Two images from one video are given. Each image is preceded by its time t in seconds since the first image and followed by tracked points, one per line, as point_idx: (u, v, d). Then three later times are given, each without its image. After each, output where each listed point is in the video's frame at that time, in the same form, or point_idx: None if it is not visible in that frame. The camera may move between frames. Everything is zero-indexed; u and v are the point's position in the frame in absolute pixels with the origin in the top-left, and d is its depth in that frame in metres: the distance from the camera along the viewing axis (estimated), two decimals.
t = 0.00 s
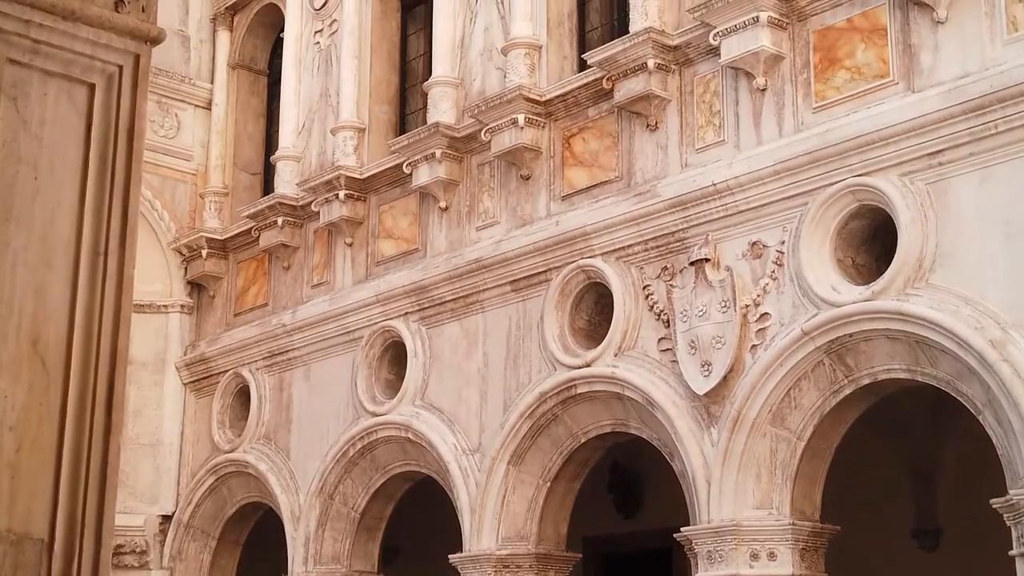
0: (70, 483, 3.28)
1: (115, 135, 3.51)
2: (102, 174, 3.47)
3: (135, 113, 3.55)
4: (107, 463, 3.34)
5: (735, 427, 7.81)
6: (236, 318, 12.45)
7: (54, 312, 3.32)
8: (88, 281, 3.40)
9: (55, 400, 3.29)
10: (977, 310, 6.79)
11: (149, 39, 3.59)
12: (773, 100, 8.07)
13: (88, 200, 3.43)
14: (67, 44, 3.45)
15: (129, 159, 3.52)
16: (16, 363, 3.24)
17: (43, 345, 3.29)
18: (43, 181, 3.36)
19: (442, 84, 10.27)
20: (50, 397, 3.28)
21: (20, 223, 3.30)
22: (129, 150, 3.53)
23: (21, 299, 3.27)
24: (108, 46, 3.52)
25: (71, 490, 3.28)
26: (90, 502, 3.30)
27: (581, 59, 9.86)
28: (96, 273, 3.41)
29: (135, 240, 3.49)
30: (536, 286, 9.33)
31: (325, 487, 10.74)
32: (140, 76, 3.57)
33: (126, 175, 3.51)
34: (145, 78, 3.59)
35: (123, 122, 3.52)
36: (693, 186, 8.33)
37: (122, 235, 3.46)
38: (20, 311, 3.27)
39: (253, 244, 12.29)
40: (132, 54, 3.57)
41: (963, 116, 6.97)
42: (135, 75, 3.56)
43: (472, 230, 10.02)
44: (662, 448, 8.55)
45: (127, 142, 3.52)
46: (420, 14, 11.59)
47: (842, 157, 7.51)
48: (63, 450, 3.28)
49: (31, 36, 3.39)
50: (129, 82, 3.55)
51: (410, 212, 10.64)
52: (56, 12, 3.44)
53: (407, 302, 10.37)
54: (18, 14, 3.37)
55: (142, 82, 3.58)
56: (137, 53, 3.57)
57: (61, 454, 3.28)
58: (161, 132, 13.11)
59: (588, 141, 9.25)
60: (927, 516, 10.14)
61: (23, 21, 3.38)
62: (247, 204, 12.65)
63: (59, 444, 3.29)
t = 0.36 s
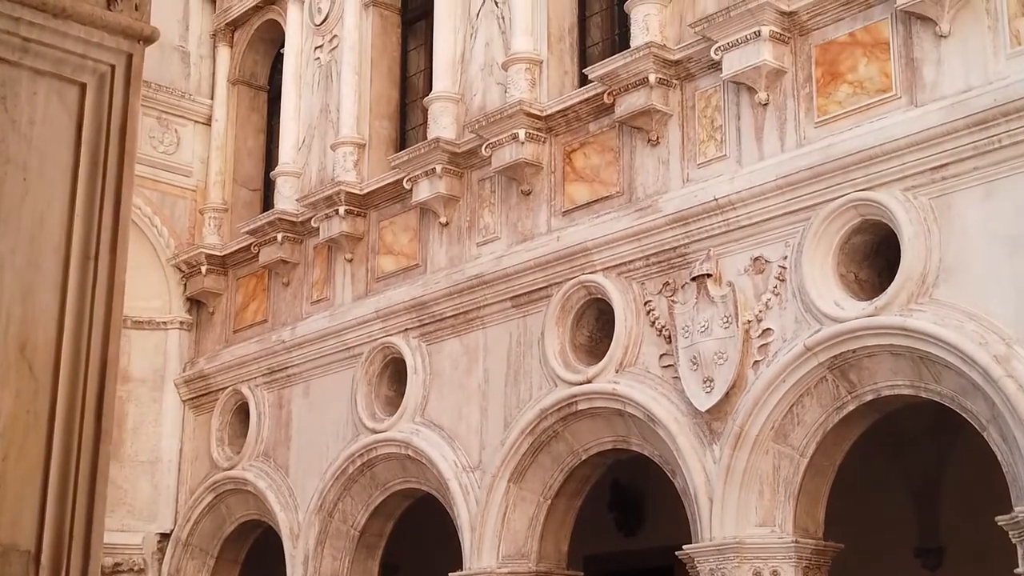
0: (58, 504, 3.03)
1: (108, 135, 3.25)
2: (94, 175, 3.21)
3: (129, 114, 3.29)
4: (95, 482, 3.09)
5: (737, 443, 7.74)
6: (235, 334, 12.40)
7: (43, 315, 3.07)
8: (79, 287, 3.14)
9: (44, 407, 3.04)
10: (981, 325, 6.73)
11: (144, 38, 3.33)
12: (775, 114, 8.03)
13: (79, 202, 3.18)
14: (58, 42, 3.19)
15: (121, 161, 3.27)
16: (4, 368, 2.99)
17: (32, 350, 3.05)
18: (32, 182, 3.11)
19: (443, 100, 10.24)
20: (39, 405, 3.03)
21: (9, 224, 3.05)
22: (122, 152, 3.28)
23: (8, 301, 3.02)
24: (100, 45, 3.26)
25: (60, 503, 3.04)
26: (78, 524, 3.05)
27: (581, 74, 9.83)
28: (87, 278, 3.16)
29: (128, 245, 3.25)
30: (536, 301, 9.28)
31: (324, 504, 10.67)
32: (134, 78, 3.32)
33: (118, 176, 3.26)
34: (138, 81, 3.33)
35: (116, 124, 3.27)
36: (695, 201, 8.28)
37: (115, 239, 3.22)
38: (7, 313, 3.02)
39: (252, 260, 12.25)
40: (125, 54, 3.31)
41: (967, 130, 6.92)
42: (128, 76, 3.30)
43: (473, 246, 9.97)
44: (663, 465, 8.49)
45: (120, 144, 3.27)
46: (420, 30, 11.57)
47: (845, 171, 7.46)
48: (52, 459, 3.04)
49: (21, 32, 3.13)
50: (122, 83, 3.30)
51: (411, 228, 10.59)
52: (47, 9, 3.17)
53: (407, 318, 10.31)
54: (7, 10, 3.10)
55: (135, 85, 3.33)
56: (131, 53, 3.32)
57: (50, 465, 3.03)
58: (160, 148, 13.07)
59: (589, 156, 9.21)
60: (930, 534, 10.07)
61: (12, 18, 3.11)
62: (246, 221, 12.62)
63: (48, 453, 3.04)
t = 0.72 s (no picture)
0: (47, 508, 2.99)
1: (100, 131, 3.22)
2: (86, 172, 3.18)
3: (121, 110, 3.27)
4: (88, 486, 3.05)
5: (741, 455, 7.68)
6: (235, 346, 12.35)
7: (33, 317, 3.04)
8: (69, 288, 3.11)
9: (34, 411, 3.01)
10: (987, 336, 6.68)
11: (137, 32, 3.30)
12: (778, 124, 7.99)
13: (70, 201, 3.15)
14: (49, 35, 3.16)
15: (115, 158, 3.23)
16: None
17: (22, 352, 3.01)
18: (22, 180, 3.07)
19: (444, 110, 10.21)
20: (29, 408, 3.00)
21: None
22: (116, 148, 3.25)
23: None
24: (93, 38, 3.24)
25: (50, 508, 3.00)
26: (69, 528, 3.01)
27: (583, 85, 9.79)
28: (79, 279, 3.12)
29: (121, 243, 3.22)
30: (538, 313, 9.23)
31: (324, 517, 10.61)
32: (127, 73, 3.29)
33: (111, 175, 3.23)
34: (132, 75, 3.31)
35: (109, 119, 3.24)
36: (697, 212, 8.23)
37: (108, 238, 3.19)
38: None
39: (252, 272, 12.21)
40: (119, 47, 3.28)
41: (972, 139, 6.87)
42: (121, 71, 3.28)
43: (474, 257, 9.92)
44: (666, 477, 8.43)
45: (113, 139, 3.24)
46: (421, 41, 11.54)
47: (849, 181, 7.42)
48: (42, 463, 3.00)
49: (12, 25, 3.10)
50: (115, 78, 3.27)
51: (412, 239, 10.55)
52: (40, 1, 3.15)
53: (408, 329, 10.27)
54: None
55: (128, 79, 3.30)
56: (124, 47, 3.29)
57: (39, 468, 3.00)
58: (160, 160, 13.03)
59: (591, 167, 9.17)
60: (934, 546, 10.03)
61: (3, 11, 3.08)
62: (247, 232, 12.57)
63: (38, 458, 3.00)
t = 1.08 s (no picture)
0: (37, 543, 2.66)
1: (95, 131, 2.85)
2: (81, 172, 2.81)
3: (119, 107, 2.89)
4: (79, 515, 2.71)
5: (744, 466, 7.62)
6: (235, 356, 12.29)
7: (22, 326, 2.69)
8: (62, 296, 2.75)
9: (22, 430, 2.67)
10: (993, 346, 6.62)
11: (136, 25, 2.93)
12: (782, 133, 7.94)
13: (63, 204, 2.78)
14: (44, 30, 2.79)
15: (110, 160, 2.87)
16: None
17: (12, 365, 2.67)
18: (14, 179, 2.71)
19: (445, 120, 10.16)
20: (17, 427, 2.66)
21: None
22: (112, 150, 2.88)
23: None
24: (88, 34, 2.87)
25: (41, 538, 2.67)
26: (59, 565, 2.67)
27: (585, 93, 9.74)
28: (72, 286, 2.76)
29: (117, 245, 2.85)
30: (539, 322, 9.18)
31: (325, 528, 10.53)
32: (125, 70, 2.92)
33: (108, 176, 2.86)
34: (129, 73, 2.94)
35: (106, 117, 2.87)
36: (700, 221, 8.18)
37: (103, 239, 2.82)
38: None
39: (252, 282, 12.16)
40: (115, 43, 2.92)
41: (977, 148, 6.82)
42: (118, 68, 2.91)
43: (475, 267, 9.87)
44: (668, 487, 8.37)
45: (110, 141, 2.87)
46: (422, 50, 11.49)
47: (854, 190, 7.36)
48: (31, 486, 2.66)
49: (3, 16, 2.73)
50: (112, 75, 2.91)
51: (413, 249, 10.50)
52: None
53: (408, 340, 10.21)
54: None
55: (126, 77, 2.93)
56: (121, 42, 2.92)
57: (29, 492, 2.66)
58: (160, 170, 12.98)
59: (593, 176, 9.13)
60: (938, 564, 9.97)
61: None
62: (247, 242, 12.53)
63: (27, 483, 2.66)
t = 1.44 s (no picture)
0: (22, 545, 2.72)
1: (84, 128, 2.93)
2: (69, 173, 2.89)
3: (108, 106, 2.97)
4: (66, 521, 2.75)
5: (747, 478, 7.56)
6: (235, 368, 12.23)
7: (9, 322, 2.77)
8: (50, 300, 2.82)
9: (10, 422, 2.74)
10: (997, 357, 6.56)
11: (125, 23, 3.02)
12: (784, 143, 7.90)
13: (51, 201, 2.85)
14: (33, 27, 2.89)
15: (100, 157, 2.94)
16: None
17: None
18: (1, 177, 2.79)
19: (445, 130, 10.13)
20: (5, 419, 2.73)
21: None
22: (102, 147, 2.96)
23: None
24: (77, 31, 2.96)
25: (28, 528, 2.73)
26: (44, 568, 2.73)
27: (586, 103, 9.70)
28: (60, 290, 2.83)
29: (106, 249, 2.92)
30: (540, 334, 9.13)
31: (324, 541, 10.47)
32: (114, 68, 3.01)
33: (97, 173, 2.94)
34: (120, 71, 3.03)
35: (95, 116, 2.95)
36: (701, 231, 8.13)
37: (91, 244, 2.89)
38: None
39: (252, 293, 12.11)
40: (105, 41, 3.00)
41: (980, 158, 6.77)
42: (108, 65, 2.99)
43: (475, 278, 9.82)
44: (670, 500, 8.31)
45: (99, 138, 2.95)
46: (422, 61, 11.46)
47: (856, 201, 7.31)
48: (18, 479, 2.73)
49: None
50: (102, 73, 2.99)
51: (413, 260, 10.45)
52: None
53: (408, 351, 10.16)
54: None
55: (116, 75, 3.02)
56: (111, 40, 3.01)
57: (16, 483, 2.72)
58: (160, 181, 12.95)
59: (594, 187, 9.08)
60: None
61: None
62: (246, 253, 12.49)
63: (13, 475, 2.73)
